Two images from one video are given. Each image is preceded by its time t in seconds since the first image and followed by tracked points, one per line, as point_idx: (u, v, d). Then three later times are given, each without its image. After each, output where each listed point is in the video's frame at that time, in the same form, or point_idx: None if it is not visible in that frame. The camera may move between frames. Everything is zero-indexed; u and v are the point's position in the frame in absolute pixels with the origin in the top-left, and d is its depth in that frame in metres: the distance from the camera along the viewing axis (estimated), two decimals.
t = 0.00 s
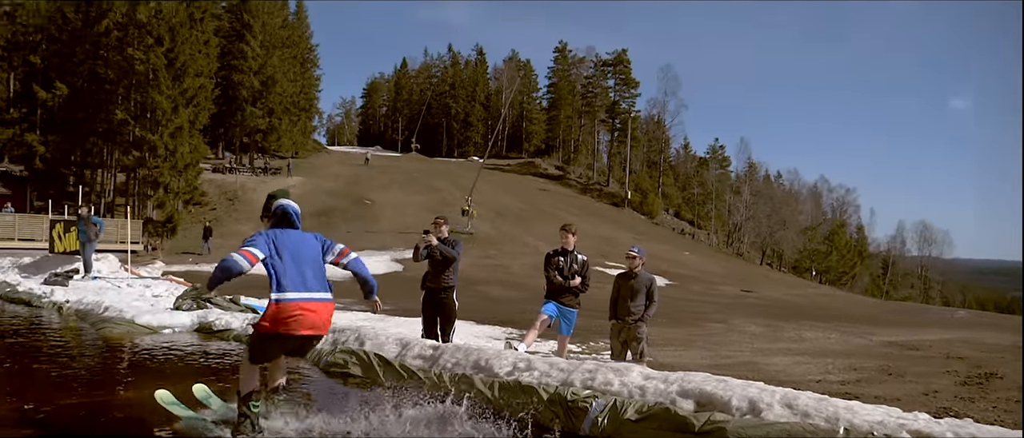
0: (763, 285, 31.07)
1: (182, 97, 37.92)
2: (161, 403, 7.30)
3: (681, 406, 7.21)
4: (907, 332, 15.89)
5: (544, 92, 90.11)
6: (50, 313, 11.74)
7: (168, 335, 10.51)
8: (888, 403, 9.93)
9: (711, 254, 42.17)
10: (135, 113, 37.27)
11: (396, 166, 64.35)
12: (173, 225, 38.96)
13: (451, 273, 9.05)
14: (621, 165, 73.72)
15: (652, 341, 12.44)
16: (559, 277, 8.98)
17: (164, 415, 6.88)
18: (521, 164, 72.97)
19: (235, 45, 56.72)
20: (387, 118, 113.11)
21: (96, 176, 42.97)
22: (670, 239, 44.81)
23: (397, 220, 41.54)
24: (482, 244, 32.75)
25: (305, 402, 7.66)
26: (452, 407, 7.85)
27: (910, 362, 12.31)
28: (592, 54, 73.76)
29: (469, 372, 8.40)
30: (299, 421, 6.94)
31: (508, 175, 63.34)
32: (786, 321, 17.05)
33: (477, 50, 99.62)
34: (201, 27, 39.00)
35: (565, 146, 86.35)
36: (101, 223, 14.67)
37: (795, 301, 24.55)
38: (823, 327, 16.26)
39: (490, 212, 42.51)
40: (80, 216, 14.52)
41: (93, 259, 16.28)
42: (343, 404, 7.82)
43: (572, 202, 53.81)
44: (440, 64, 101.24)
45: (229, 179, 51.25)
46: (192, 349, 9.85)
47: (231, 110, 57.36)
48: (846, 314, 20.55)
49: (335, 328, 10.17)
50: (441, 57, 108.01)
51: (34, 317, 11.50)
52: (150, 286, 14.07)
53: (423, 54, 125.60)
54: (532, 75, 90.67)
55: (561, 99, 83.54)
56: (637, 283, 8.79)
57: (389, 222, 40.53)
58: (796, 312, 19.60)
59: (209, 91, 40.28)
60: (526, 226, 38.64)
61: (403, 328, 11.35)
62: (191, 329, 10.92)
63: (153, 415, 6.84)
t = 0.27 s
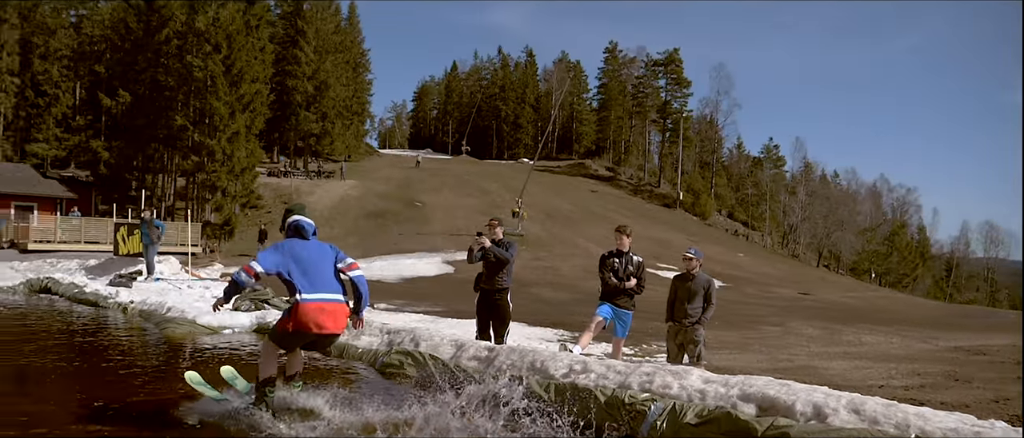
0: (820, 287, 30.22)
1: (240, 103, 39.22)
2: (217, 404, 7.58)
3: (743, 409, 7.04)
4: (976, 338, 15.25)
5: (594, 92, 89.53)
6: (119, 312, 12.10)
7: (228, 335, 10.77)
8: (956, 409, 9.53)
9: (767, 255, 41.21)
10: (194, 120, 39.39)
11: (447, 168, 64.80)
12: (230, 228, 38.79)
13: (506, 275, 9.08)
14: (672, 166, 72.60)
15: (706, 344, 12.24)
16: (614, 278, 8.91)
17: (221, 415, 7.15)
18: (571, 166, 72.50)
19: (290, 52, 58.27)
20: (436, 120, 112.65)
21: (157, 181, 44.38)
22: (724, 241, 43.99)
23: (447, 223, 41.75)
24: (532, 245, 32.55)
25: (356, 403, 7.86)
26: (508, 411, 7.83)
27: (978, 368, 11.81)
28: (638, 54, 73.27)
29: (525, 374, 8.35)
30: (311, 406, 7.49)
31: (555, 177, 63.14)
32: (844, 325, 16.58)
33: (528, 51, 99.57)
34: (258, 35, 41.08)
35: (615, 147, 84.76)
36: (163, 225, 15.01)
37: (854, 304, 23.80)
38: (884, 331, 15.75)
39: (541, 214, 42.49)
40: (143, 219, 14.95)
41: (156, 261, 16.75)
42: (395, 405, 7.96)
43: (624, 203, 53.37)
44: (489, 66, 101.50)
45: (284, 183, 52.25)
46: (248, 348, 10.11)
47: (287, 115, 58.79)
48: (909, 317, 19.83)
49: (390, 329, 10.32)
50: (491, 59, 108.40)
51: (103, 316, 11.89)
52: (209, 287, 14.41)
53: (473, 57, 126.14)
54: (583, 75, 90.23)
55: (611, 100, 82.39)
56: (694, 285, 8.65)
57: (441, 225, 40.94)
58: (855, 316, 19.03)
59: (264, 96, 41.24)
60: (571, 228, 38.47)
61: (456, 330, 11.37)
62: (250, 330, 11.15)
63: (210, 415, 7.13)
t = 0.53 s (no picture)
0: (875, 290, 29.33)
1: (290, 107, 40.66)
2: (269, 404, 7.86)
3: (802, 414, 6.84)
4: None
5: (641, 93, 88.85)
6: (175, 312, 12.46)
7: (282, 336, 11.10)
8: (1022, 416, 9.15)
9: (821, 257, 40.20)
10: (246, 125, 40.63)
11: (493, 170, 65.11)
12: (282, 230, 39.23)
13: (556, 276, 9.12)
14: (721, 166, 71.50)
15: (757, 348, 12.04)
16: (666, 280, 8.81)
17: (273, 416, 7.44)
18: (618, 167, 72.17)
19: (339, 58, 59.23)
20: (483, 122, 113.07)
21: (209, 185, 45.59)
22: (774, 242, 43.09)
23: (494, 225, 41.84)
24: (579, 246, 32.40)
25: (400, 402, 8.13)
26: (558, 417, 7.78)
27: None
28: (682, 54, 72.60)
29: (577, 376, 8.28)
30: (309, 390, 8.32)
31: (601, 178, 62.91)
32: (901, 328, 16.10)
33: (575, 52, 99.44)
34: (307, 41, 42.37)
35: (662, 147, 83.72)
36: (218, 228, 15.31)
37: (912, 307, 23.03)
38: (943, 335, 15.24)
39: (588, 216, 42.34)
40: (198, 222, 15.31)
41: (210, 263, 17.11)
42: (441, 404, 8.08)
43: (671, 204, 52.80)
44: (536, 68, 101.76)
45: (333, 186, 53.03)
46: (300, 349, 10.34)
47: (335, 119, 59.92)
48: (971, 321, 19.11)
49: (440, 330, 10.36)
50: (537, 61, 108.56)
51: (158, 316, 12.23)
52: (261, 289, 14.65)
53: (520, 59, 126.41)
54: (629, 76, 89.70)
55: (658, 100, 81.05)
56: (749, 287, 8.49)
57: (487, 226, 41.20)
58: (911, 320, 18.45)
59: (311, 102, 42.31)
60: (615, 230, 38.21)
61: (505, 332, 11.37)
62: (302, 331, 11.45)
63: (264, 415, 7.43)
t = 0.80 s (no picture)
0: (929, 292, 28.41)
1: (333, 112, 41.63)
2: (313, 405, 8.03)
3: (858, 419, 6.61)
4: None
5: (684, 93, 88.06)
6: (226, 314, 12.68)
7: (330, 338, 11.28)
8: None
9: (871, 259, 39.13)
10: (292, 129, 41.94)
11: (536, 173, 65.18)
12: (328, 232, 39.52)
13: (601, 279, 9.19)
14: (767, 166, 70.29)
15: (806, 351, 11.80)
16: (713, 282, 8.70)
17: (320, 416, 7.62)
18: (662, 168, 71.67)
19: (381, 61, 59.88)
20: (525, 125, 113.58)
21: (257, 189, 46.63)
22: (822, 244, 42.12)
23: (536, 227, 41.83)
24: (620, 247, 32.19)
25: (442, 403, 8.23)
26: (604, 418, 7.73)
27: None
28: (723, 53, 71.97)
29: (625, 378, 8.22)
30: (336, 383, 8.66)
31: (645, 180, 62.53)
32: (957, 332, 15.60)
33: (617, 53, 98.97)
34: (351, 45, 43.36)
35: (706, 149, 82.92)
36: (266, 231, 15.46)
37: (970, 311, 22.25)
38: (1003, 339, 14.71)
39: (630, 218, 42.08)
40: (247, 226, 15.42)
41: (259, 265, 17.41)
42: (484, 406, 8.13)
43: (715, 205, 52.14)
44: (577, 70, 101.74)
45: (377, 189, 53.64)
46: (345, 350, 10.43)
47: (378, 123, 60.64)
48: None
49: (485, 332, 10.33)
50: (578, 63, 108.47)
51: (211, 317, 12.52)
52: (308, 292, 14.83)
53: (563, 60, 126.30)
54: (672, 77, 89.02)
55: (701, 100, 80.87)
56: (801, 289, 8.30)
57: (529, 229, 41.23)
58: (968, 323, 17.85)
59: (356, 106, 43.13)
60: (655, 232, 37.91)
61: (549, 333, 11.40)
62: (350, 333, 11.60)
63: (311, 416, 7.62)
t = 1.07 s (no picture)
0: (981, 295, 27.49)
1: (373, 116, 41.91)
2: (356, 404, 8.13)
3: (912, 425, 6.40)
4: None
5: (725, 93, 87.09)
6: (269, 315, 12.79)
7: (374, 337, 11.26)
8: None
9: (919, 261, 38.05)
10: (333, 133, 42.41)
11: (574, 174, 65.09)
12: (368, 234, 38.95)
13: (643, 282, 9.14)
14: (810, 166, 69.04)
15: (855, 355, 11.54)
16: (759, 283, 8.58)
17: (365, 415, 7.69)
18: (702, 169, 71.02)
19: (421, 65, 60.46)
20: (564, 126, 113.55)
21: (298, 192, 47.41)
22: (868, 245, 41.12)
23: (574, 228, 41.69)
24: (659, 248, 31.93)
25: (484, 402, 8.29)
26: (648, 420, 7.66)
27: None
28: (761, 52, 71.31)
29: (669, 382, 8.15)
30: (373, 377, 9.05)
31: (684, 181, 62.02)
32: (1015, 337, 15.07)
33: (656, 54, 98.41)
34: (390, 49, 43.90)
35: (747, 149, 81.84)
36: (308, 234, 15.67)
37: None
38: None
39: (669, 219, 41.74)
40: (290, 229, 15.69)
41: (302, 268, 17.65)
42: (526, 407, 8.13)
43: (756, 206, 51.40)
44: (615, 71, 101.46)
45: (416, 191, 54.08)
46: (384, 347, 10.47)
47: (417, 126, 61.23)
48: None
49: (527, 333, 10.29)
50: (618, 64, 108.09)
51: (254, 319, 12.67)
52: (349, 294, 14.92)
53: (602, 62, 126.01)
54: (712, 77, 88.15)
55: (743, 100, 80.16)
56: (850, 291, 8.11)
57: (568, 231, 41.19)
58: None
59: (396, 109, 43.61)
60: (693, 233, 37.53)
61: (591, 336, 11.36)
62: (393, 333, 11.55)
63: (356, 415, 7.70)
